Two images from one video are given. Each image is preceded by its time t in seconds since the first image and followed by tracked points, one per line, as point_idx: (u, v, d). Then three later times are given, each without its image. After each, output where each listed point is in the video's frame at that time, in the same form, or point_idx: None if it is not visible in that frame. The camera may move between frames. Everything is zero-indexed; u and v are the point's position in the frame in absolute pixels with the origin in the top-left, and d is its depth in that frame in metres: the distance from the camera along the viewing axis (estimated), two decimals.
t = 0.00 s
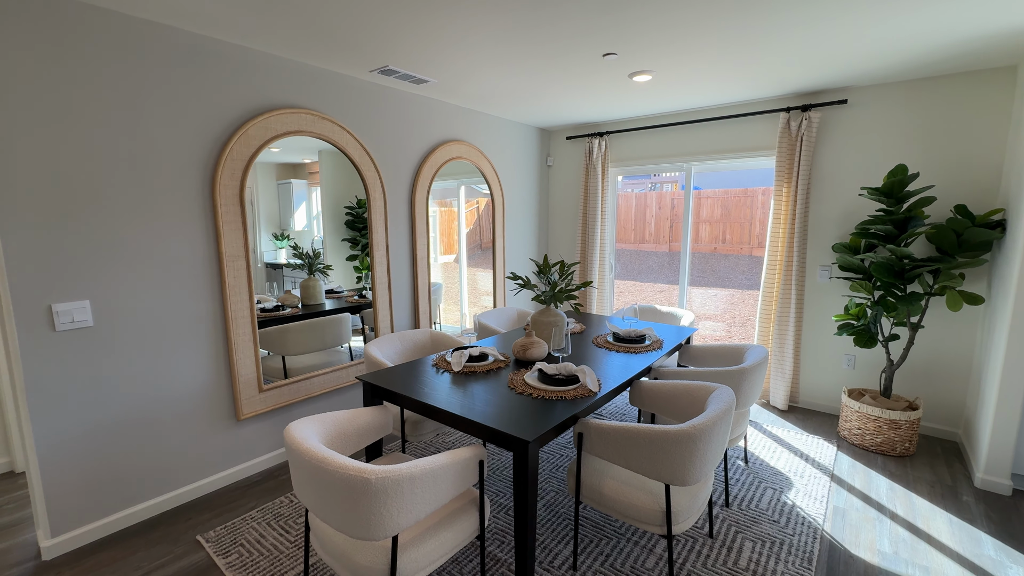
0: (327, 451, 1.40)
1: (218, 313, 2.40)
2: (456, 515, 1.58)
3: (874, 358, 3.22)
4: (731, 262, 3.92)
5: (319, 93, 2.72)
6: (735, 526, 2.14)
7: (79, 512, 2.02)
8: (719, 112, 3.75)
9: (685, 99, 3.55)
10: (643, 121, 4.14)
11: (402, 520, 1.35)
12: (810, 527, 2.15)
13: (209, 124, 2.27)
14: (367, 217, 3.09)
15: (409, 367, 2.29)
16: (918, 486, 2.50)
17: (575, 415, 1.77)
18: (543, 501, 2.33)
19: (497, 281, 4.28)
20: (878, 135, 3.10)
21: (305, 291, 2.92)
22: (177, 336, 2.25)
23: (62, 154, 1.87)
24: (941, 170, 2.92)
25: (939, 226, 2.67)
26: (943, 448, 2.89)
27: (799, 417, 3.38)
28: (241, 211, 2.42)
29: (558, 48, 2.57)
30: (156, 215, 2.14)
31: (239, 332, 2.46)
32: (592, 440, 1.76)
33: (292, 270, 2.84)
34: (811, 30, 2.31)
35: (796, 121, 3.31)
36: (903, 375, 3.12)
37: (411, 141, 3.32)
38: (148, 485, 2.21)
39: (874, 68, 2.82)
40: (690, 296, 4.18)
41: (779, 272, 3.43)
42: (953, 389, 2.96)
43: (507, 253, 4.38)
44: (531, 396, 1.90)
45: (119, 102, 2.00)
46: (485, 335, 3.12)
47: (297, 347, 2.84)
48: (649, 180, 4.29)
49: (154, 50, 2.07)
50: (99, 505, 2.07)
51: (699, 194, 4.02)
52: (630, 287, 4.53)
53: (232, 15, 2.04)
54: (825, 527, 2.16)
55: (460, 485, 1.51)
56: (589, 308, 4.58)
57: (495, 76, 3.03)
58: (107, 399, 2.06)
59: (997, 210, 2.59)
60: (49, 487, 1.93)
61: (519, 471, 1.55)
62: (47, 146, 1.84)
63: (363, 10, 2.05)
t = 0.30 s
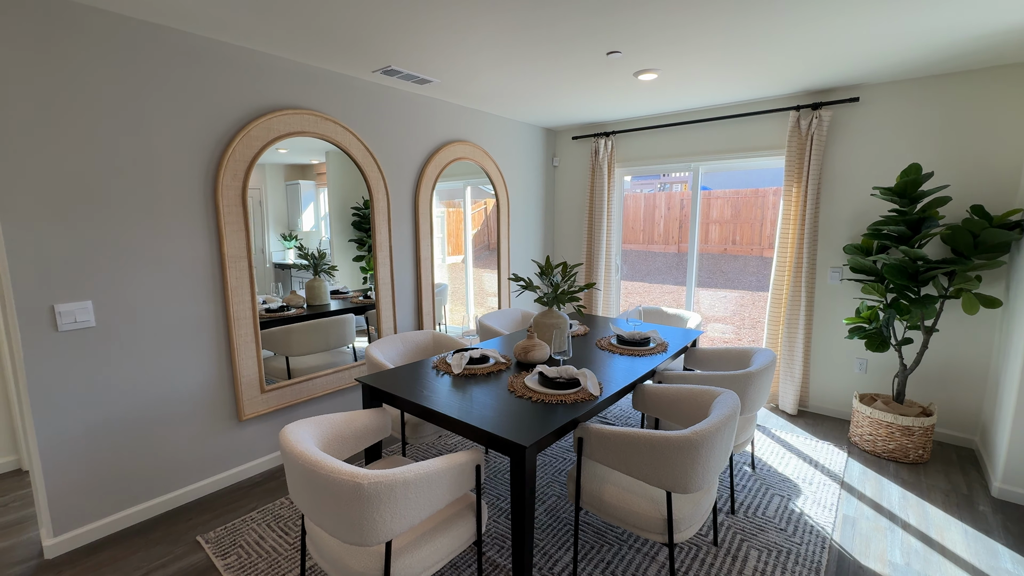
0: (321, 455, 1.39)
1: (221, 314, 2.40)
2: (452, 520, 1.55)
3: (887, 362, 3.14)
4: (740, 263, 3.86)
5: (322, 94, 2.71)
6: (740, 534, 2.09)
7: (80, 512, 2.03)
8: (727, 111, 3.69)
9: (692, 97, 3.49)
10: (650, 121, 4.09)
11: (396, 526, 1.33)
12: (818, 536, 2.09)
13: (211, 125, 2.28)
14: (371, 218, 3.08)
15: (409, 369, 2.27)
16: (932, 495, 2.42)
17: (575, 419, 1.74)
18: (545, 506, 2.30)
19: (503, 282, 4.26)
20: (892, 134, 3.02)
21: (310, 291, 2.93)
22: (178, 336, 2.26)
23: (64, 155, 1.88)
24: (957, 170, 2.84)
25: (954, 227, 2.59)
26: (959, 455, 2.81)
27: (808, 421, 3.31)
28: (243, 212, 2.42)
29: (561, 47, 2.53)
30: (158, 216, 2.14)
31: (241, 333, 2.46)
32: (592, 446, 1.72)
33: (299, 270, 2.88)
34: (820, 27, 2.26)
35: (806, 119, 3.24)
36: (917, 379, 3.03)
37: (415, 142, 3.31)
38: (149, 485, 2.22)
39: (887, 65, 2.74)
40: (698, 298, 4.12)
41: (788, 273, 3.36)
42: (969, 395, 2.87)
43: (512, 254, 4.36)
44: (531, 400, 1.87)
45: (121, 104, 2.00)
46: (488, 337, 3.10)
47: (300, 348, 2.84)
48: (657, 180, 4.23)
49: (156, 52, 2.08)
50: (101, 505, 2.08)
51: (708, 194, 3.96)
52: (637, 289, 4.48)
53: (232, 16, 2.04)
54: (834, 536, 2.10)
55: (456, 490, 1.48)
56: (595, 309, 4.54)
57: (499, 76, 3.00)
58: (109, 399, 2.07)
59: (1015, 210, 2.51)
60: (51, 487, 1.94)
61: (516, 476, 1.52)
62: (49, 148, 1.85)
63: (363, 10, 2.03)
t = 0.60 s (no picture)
0: (320, 458, 1.38)
1: (226, 315, 2.42)
2: (452, 526, 1.54)
3: (900, 367, 3.07)
4: (750, 266, 3.80)
5: (327, 96, 2.72)
6: (748, 543, 2.05)
7: (87, 511, 2.05)
8: (736, 111, 3.64)
9: (700, 98, 3.46)
10: (657, 121, 4.05)
11: (395, 531, 1.32)
12: (828, 546, 2.04)
13: (217, 128, 2.29)
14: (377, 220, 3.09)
15: (412, 372, 2.26)
16: (947, 504, 2.36)
17: (577, 424, 1.71)
18: (548, 511, 2.28)
19: (509, 284, 4.24)
20: (905, 134, 2.96)
21: (317, 292, 2.93)
22: (184, 337, 2.27)
23: (72, 158, 1.91)
24: (973, 170, 2.77)
25: (970, 229, 2.53)
26: (976, 464, 2.73)
27: (819, 427, 3.24)
28: (249, 214, 2.43)
29: (565, 48, 2.50)
30: (164, 218, 2.16)
31: (246, 334, 2.47)
32: (594, 451, 1.70)
33: (307, 271, 2.89)
34: (831, 26, 2.22)
35: (817, 119, 3.18)
36: (932, 385, 2.96)
37: (420, 144, 3.31)
38: (154, 485, 2.23)
39: (900, 64, 2.68)
40: (706, 301, 4.08)
41: (798, 276, 3.31)
42: (986, 401, 2.80)
43: (519, 256, 4.34)
44: (534, 404, 1.85)
45: (129, 107, 2.03)
46: (493, 339, 3.08)
47: (305, 350, 2.85)
48: (666, 182, 4.19)
49: (163, 55, 2.10)
50: (106, 504, 2.10)
51: (718, 196, 3.91)
52: (645, 291, 4.44)
53: (237, 19, 2.05)
54: (844, 546, 2.05)
55: (456, 494, 1.47)
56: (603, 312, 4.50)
57: (504, 77, 2.99)
58: (115, 399, 2.08)
59: None
60: (58, 486, 1.96)
61: (517, 481, 1.50)
62: (57, 151, 1.87)
63: (366, 12, 2.03)
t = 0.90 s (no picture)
0: (322, 460, 1.37)
1: (233, 316, 2.43)
2: (454, 529, 1.53)
3: (914, 372, 3.01)
4: (760, 268, 3.76)
5: (334, 99, 2.73)
6: (756, 550, 2.01)
7: (94, 510, 2.06)
8: (745, 112, 3.61)
9: (708, 99, 3.42)
10: (665, 123, 4.03)
11: (395, 534, 1.31)
12: (838, 554, 2.00)
13: (224, 130, 2.31)
14: (383, 222, 3.10)
15: (417, 373, 2.26)
16: (963, 513, 2.30)
17: (581, 427, 1.69)
18: (553, 515, 2.26)
19: (516, 286, 4.23)
20: (918, 135, 2.91)
21: (324, 293, 2.95)
22: (191, 338, 2.29)
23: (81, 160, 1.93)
24: (989, 171, 2.71)
25: (986, 231, 2.47)
26: (992, 471, 2.67)
27: (830, 432, 3.19)
28: (255, 215, 2.45)
29: (571, 49, 2.49)
30: (171, 219, 2.18)
31: (252, 335, 2.48)
32: (598, 454, 1.68)
33: (315, 273, 2.90)
34: (840, 25, 2.18)
35: (828, 120, 3.13)
36: (946, 391, 2.89)
37: (427, 146, 3.32)
38: (161, 484, 2.25)
39: (913, 63, 2.64)
40: (715, 304, 4.03)
41: (808, 279, 3.26)
42: (1002, 408, 2.73)
43: (525, 258, 4.33)
44: (537, 407, 1.84)
45: (138, 110, 2.05)
46: (498, 342, 3.07)
47: (312, 351, 2.86)
48: (674, 183, 4.15)
49: (172, 59, 2.12)
50: (113, 503, 2.12)
51: (728, 197, 3.86)
52: (652, 294, 4.40)
53: (244, 23, 2.06)
54: (855, 554, 2.00)
55: (459, 498, 1.46)
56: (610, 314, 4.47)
57: (510, 78, 2.98)
58: (123, 399, 2.10)
59: None
60: (66, 485, 1.98)
61: (520, 485, 1.48)
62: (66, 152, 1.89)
63: (371, 14, 2.03)
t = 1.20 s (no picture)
0: (325, 460, 1.38)
1: (240, 317, 2.46)
2: (457, 530, 1.53)
3: (925, 376, 2.96)
4: (768, 270, 3.73)
5: (341, 102, 2.76)
6: (762, 555, 1.99)
7: (103, 508, 2.09)
8: (752, 113, 3.59)
9: (715, 101, 3.41)
10: (672, 125, 4.02)
11: (398, 535, 1.31)
12: (846, 560, 1.97)
13: (233, 133, 2.34)
14: (390, 224, 3.12)
15: (421, 375, 2.26)
16: (975, 520, 2.26)
17: (585, 429, 1.69)
18: (557, 518, 2.25)
19: (521, 288, 4.24)
20: (929, 136, 2.87)
21: (331, 295, 2.95)
22: (199, 338, 2.32)
23: (92, 163, 1.96)
24: (1002, 172, 2.67)
25: (999, 233, 2.43)
26: (1006, 478, 2.61)
27: (839, 437, 3.15)
28: (263, 217, 2.47)
29: (577, 50, 2.48)
30: (180, 221, 2.21)
31: (260, 336, 2.51)
32: (601, 457, 1.67)
33: (323, 274, 2.91)
34: (848, 25, 2.16)
35: (836, 121, 3.11)
36: (958, 395, 2.85)
37: (433, 148, 3.34)
38: (169, 483, 2.27)
39: (923, 63, 2.61)
40: (722, 306, 4.01)
41: (817, 281, 3.23)
42: (1017, 413, 2.68)
43: (531, 260, 4.33)
44: (541, 408, 1.84)
45: (148, 114, 2.09)
46: (503, 344, 3.07)
47: (319, 353, 2.88)
48: (682, 186, 4.13)
49: (182, 63, 2.15)
50: (122, 501, 2.14)
51: (736, 200, 3.83)
52: (659, 296, 4.38)
53: (252, 27, 2.09)
54: (864, 561, 1.97)
55: (461, 499, 1.46)
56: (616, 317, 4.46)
57: (516, 81, 2.98)
58: (132, 398, 2.13)
59: None
60: (76, 482, 2.01)
61: (523, 487, 1.48)
62: (78, 155, 1.93)
63: (377, 17, 2.05)
